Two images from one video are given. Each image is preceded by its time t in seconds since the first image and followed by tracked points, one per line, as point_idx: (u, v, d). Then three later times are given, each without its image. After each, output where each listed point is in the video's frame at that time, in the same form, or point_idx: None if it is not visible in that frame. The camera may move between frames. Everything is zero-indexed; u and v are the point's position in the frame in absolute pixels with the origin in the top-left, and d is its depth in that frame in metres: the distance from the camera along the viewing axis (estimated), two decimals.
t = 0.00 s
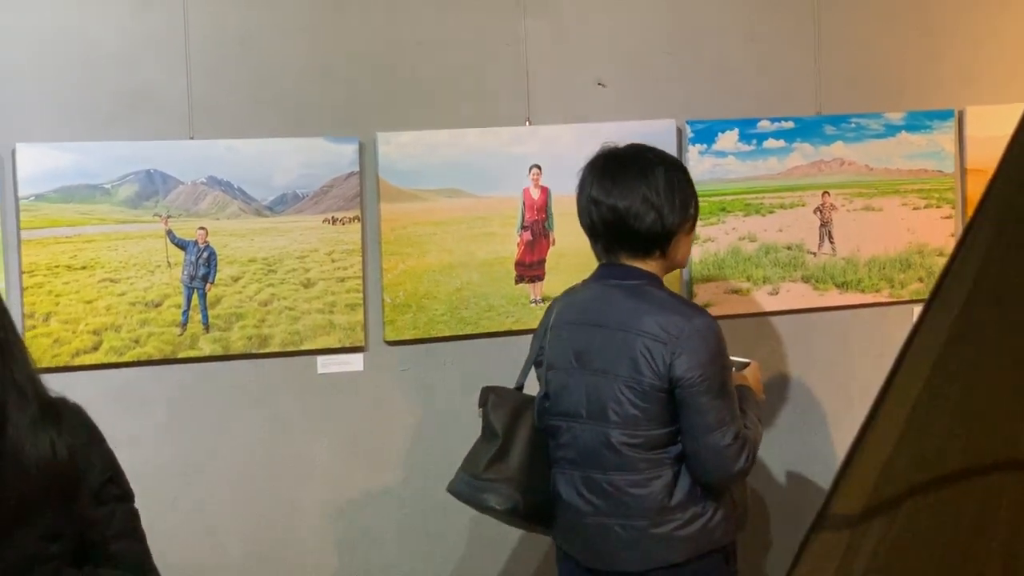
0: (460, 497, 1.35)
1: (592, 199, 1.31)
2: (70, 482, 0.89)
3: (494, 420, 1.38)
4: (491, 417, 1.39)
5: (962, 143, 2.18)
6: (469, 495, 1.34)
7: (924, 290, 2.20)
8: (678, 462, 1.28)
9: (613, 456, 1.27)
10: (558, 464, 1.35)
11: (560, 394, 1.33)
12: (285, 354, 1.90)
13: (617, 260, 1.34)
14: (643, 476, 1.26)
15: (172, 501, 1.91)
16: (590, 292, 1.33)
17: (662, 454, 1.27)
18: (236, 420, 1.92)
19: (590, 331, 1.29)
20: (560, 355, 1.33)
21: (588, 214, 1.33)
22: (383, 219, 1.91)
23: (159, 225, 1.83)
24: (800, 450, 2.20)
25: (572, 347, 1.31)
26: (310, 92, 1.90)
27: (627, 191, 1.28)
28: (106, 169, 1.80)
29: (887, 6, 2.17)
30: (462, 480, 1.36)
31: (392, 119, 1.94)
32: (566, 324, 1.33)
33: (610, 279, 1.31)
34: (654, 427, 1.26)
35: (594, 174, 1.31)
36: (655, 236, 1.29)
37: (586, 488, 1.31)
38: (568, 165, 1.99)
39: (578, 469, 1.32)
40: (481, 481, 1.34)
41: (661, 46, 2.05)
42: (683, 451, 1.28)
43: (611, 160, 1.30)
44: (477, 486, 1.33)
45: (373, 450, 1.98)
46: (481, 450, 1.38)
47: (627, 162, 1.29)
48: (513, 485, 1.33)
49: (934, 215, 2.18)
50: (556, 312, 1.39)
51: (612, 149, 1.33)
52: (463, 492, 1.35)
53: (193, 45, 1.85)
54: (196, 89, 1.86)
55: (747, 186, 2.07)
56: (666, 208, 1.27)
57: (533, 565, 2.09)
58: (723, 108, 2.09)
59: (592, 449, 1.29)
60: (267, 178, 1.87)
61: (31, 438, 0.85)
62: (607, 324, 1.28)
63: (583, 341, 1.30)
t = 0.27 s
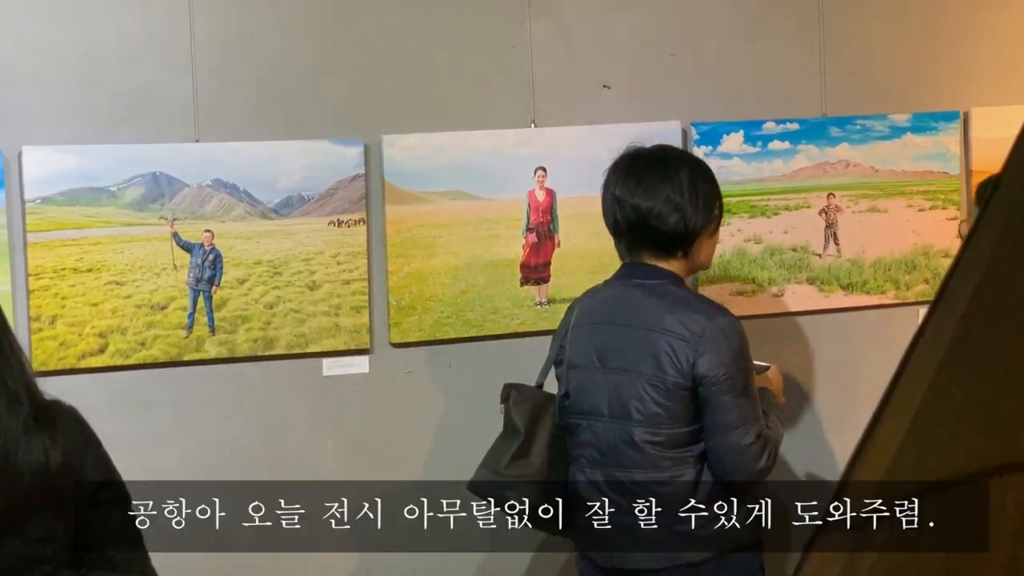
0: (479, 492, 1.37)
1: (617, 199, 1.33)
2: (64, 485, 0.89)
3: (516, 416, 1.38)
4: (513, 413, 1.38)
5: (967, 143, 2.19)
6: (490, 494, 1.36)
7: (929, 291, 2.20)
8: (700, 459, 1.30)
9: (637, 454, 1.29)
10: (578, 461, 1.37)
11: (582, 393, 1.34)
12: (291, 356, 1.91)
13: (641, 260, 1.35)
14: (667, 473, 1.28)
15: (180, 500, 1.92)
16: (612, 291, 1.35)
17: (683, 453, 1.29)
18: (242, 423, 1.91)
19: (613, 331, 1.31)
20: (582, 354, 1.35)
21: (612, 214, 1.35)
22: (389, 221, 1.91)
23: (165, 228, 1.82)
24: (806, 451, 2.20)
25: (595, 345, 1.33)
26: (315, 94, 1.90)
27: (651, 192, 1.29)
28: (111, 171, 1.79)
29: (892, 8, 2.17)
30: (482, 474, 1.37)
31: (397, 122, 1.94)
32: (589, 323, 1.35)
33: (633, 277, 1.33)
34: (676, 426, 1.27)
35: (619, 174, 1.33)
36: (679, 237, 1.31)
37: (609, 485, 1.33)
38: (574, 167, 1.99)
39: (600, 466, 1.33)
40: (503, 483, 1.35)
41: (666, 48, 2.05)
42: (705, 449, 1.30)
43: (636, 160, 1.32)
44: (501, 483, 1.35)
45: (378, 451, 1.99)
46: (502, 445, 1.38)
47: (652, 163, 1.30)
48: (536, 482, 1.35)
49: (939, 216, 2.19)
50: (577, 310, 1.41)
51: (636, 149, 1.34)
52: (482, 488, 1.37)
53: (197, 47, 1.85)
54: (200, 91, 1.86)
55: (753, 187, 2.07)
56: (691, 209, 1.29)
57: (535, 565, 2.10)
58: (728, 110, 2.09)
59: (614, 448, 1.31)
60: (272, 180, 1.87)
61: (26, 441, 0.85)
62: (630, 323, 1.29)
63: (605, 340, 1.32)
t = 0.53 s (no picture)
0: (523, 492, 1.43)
1: (647, 203, 1.40)
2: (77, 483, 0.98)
3: (558, 419, 1.44)
4: (555, 415, 1.44)
5: (958, 150, 2.26)
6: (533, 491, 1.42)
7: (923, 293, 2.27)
8: (736, 452, 1.38)
9: (675, 450, 1.36)
10: (615, 459, 1.44)
11: (615, 392, 1.41)
12: (304, 356, 1.97)
13: (669, 261, 1.42)
14: (705, 467, 1.36)
15: (180, 501, 1.96)
16: (641, 294, 1.41)
17: (720, 446, 1.36)
18: (255, 422, 1.97)
19: (646, 332, 1.38)
20: (614, 355, 1.42)
21: (641, 217, 1.43)
22: (399, 226, 1.97)
23: (182, 233, 1.88)
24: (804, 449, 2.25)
25: (628, 346, 1.40)
26: (326, 103, 1.96)
27: (680, 195, 1.37)
28: (129, 178, 1.84)
29: (885, 18, 2.24)
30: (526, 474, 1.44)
31: (406, 130, 2.00)
32: (620, 324, 1.42)
33: (664, 279, 1.40)
34: (713, 422, 1.34)
35: (648, 179, 1.40)
36: (709, 239, 1.38)
37: (648, 481, 1.39)
38: (578, 174, 2.06)
39: (639, 463, 1.40)
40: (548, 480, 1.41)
41: (667, 57, 2.12)
42: (740, 441, 1.37)
43: (663, 166, 1.39)
44: (546, 484, 1.41)
45: (387, 448, 2.05)
46: (544, 446, 1.44)
47: (680, 168, 1.38)
48: (580, 481, 1.41)
49: (932, 220, 2.25)
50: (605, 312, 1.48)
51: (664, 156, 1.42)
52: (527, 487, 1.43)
53: (212, 57, 1.91)
54: (215, 99, 1.92)
55: (752, 192, 2.13)
56: (718, 211, 1.36)
57: (532, 564, 2.16)
58: (728, 117, 2.15)
59: (653, 445, 1.37)
60: (286, 187, 1.92)
61: (31, 450, 0.97)
62: (664, 324, 1.36)
63: (639, 341, 1.39)
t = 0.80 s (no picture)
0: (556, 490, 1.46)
1: (684, 201, 1.42)
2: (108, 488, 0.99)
3: (593, 417, 1.46)
4: (590, 414, 1.47)
5: (963, 148, 2.28)
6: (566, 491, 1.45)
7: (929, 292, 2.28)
8: (772, 449, 1.40)
9: (712, 447, 1.38)
10: (651, 456, 1.46)
11: (650, 390, 1.43)
12: (314, 356, 1.98)
13: (704, 259, 1.44)
14: (742, 464, 1.38)
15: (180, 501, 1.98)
16: (675, 292, 1.43)
17: (756, 444, 1.38)
18: (266, 421, 1.99)
19: (680, 331, 1.40)
20: (649, 353, 1.44)
21: (677, 215, 1.44)
22: (408, 227, 1.99)
23: (194, 234, 1.89)
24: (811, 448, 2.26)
25: (663, 344, 1.42)
26: (337, 105, 1.98)
27: (717, 193, 1.39)
28: (142, 180, 1.86)
29: (890, 20, 2.25)
30: (560, 472, 1.46)
31: (415, 132, 2.02)
32: (654, 323, 1.44)
33: (698, 277, 1.42)
34: (749, 420, 1.36)
35: (685, 178, 1.43)
36: (745, 236, 1.40)
37: (685, 478, 1.42)
38: (587, 175, 2.08)
39: (676, 460, 1.42)
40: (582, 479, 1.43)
41: (673, 58, 2.14)
42: (775, 438, 1.39)
43: (700, 164, 1.41)
44: (579, 482, 1.43)
45: (396, 447, 2.07)
46: (578, 445, 1.47)
47: (716, 165, 1.40)
48: (614, 479, 1.43)
49: (938, 219, 2.27)
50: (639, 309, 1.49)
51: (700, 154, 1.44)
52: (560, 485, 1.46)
53: (225, 60, 1.93)
54: (228, 102, 1.94)
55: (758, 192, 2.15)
56: (753, 209, 1.38)
57: (532, 564, 2.17)
58: (734, 118, 2.17)
59: (690, 442, 1.39)
60: (297, 188, 1.94)
61: (66, 443, 0.99)
62: (699, 323, 1.38)
63: (674, 340, 1.41)
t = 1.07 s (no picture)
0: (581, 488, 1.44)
1: (709, 198, 1.42)
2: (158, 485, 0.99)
3: (618, 415, 1.44)
4: (615, 411, 1.44)
5: (973, 146, 2.28)
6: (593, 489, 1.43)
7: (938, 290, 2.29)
8: (795, 449, 1.39)
9: (734, 446, 1.38)
10: (672, 455, 1.46)
11: (673, 388, 1.44)
12: (323, 355, 1.98)
13: (729, 257, 1.44)
14: (764, 464, 1.37)
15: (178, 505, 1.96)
16: (698, 290, 1.44)
17: (779, 443, 1.38)
18: (274, 419, 1.99)
19: (704, 328, 1.40)
20: (672, 351, 1.44)
21: (701, 212, 1.44)
22: (417, 225, 1.99)
23: (203, 233, 1.88)
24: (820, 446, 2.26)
25: (686, 341, 1.42)
26: (346, 104, 1.98)
27: (744, 192, 1.39)
28: (151, 178, 1.86)
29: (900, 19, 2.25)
30: (585, 469, 1.44)
31: (425, 130, 2.02)
32: (677, 320, 1.44)
33: (722, 275, 1.42)
34: (772, 418, 1.36)
35: (710, 175, 1.42)
36: (771, 235, 1.40)
37: (707, 477, 1.42)
38: (596, 173, 2.08)
39: (698, 458, 1.42)
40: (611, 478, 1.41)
41: (683, 57, 2.14)
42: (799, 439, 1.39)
43: (725, 162, 1.41)
44: (602, 479, 1.41)
45: (405, 446, 2.06)
46: (602, 442, 1.44)
47: (743, 163, 1.40)
48: (637, 478, 1.42)
49: (947, 217, 2.27)
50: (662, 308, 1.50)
51: (725, 151, 1.44)
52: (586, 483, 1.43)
53: (234, 59, 1.93)
54: (237, 101, 1.93)
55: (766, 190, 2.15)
56: (780, 208, 1.38)
57: (533, 563, 2.16)
58: (742, 117, 2.17)
59: (712, 440, 1.40)
60: (305, 187, 1.94)
61: (142, 439, 1.00)
62: (722, 321, 1.38)
63: (697, 337, 1.41)
